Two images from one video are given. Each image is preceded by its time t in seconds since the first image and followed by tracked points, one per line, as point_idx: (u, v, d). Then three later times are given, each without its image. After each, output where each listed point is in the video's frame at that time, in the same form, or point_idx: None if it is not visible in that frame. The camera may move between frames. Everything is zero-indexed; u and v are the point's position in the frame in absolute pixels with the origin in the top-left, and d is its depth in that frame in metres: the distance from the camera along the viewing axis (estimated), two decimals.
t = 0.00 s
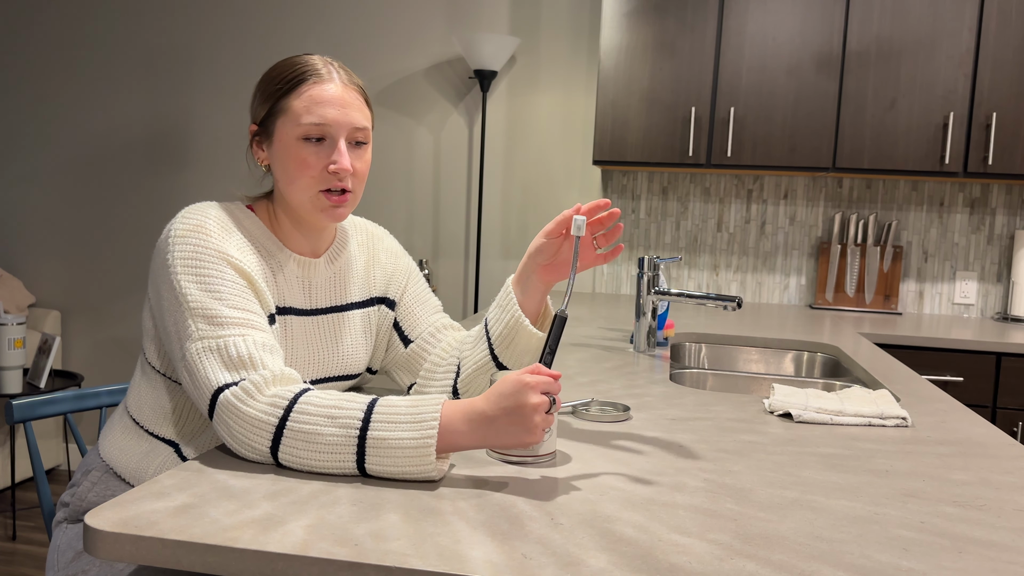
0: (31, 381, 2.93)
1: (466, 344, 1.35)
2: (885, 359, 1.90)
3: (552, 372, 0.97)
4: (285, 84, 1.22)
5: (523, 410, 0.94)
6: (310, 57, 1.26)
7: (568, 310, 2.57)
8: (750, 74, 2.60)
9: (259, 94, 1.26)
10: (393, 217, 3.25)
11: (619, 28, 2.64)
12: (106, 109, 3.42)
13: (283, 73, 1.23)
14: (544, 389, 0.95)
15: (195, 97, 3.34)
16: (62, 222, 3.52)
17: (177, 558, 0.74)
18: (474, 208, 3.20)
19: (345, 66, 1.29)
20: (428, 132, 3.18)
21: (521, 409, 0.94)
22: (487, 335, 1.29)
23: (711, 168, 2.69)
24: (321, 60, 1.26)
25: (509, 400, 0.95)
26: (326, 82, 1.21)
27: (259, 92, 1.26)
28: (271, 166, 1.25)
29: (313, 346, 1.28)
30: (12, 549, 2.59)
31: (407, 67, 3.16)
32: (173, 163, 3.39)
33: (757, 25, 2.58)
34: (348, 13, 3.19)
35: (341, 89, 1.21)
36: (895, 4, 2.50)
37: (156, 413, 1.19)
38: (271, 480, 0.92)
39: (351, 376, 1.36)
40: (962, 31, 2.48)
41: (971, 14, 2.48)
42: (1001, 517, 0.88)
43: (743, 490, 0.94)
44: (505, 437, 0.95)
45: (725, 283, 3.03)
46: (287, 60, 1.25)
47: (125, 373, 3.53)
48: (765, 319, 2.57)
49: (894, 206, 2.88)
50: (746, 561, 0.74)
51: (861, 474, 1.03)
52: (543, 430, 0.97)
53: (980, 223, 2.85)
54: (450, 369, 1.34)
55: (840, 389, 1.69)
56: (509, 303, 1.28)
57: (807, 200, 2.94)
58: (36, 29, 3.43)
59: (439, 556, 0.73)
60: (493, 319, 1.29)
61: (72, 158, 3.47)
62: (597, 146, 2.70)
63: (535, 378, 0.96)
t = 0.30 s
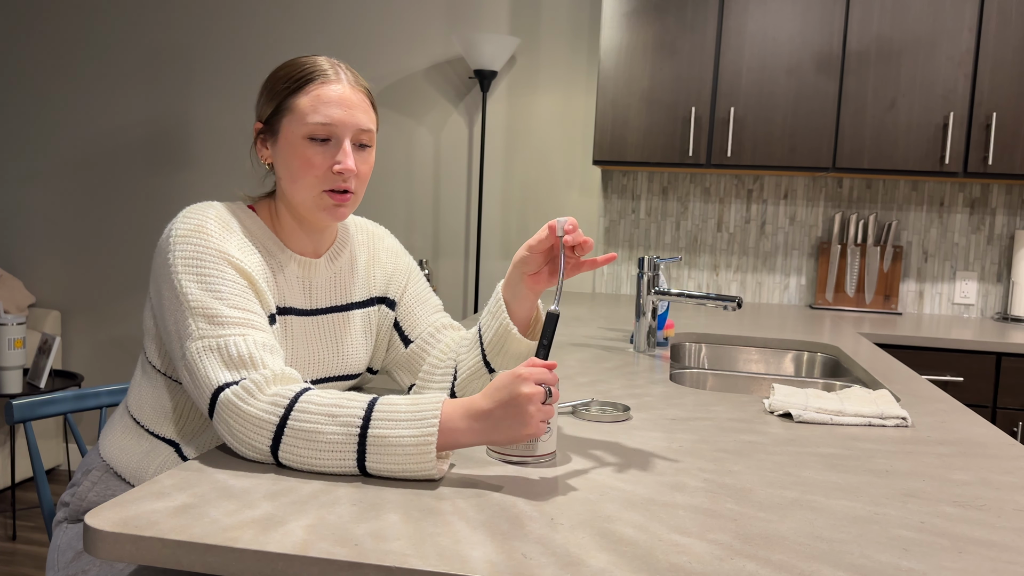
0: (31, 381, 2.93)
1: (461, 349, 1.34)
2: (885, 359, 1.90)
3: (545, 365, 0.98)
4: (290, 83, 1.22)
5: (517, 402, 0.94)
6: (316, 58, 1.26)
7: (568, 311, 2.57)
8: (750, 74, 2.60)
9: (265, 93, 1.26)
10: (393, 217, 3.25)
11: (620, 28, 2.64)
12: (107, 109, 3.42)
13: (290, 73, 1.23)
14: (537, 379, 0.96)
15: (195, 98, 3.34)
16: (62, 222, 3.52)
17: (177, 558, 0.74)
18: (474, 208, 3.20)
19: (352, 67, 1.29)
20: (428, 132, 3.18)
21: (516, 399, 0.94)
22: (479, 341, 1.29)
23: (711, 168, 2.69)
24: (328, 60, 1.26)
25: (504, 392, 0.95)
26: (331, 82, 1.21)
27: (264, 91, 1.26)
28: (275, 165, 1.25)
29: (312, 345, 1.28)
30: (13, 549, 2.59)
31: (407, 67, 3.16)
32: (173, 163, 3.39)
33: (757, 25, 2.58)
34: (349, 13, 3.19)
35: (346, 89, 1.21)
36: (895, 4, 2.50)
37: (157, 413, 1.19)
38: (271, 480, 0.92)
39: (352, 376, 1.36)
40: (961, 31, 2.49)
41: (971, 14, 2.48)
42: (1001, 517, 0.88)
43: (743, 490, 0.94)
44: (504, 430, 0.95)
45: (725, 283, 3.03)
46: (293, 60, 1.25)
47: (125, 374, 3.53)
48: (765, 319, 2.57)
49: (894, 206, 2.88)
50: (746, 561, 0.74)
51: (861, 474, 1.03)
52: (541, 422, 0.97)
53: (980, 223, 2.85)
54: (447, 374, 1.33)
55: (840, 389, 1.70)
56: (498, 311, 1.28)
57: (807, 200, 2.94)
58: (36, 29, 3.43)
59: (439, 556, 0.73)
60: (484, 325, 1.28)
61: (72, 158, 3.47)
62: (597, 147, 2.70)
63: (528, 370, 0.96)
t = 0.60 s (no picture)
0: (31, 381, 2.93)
1: (466, 344, 1.36)
2: (885, 360, 1.90)
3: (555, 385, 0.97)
4: (284, 82, 1.21)
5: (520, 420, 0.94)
6: (310, 56, 1.25)
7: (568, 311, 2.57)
8: (750, 74, 2.60)
9: (257, 93, 1.25)
10: (393, 217, 3.25)
11: (620, 29, 2.64)
12: (107, 109, 3.42)
13: (284, 72, 1.23)
14: (543, 396, 0.95)
15: (195, 98, 3.34)
16: (62, 222, 3.52)
17: (177, 558, 0.74)
18: (474, 208, 3.20)
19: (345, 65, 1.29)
20: (428, 132, 3.18)
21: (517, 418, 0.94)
22: (488, 335, 1.30)
23: (711, 168, 2.69)
24: (321, 59, 1.26)
25: (507, 409, 0.95)
26: (327, 81, 1.21)
27: (258, 90, 1.25)
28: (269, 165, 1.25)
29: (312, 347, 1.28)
30: (13, 549, 2.59)
31: (407, 67, 3.16)
32: (173, 163, 3.39)
33: (757, 25, 2.58)
34: (349, 13, 3.19)
35: (342, 89, 1.21)
36: (895, 4, 2.50)
37: (156, 413, 1.19)
38: (271, 480, 0.92)
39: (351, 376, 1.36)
40: (961, 31, 2.48)
41: (971, 14, 2.47)
42: (1001, 517, 0.88)
43: (743, 490, 0.94)
44: (502, 443, 0.95)
45: (725, 283, 3.03)
46: (286, 60, 1.25)
47: (125, 374, 3.53)
48: (766, 319, 2.56)
49: (894, 206, 2.88)
50: (747, 561, 0.74)
51: (861, 474, 1.03)
52: (542, 442, 0.95)
53: (980, 223, 2.85)
54: (449, 370, 1.34)
55: (840, 389, 1.69)
56: (512, 300, 1.29)
57: (807, 200, 2.94)
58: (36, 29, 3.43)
59: (439, 556, 0.73)
60: (495, 316, 1.30)
61: (72, 158, 3.47)
62: (597, 147, 2.70)
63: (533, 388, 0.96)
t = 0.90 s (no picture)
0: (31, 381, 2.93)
1: (473, 339, 1.35)
2: (885, 359, 1.90)
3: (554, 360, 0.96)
4: (279, 84, 1.22)
5: (522, 405, 0.96)
6: (304, 57, 1.25)
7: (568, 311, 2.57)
8: (750, 74, 2.60)
9: (253, 95, 1.26)
10: (393, 217, 3.25)
11: (620, 29, 2.64)
12: (107, 109, 3.42)
13: (277, 74, 1.23)
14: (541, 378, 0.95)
15: (195, 98, 3.34)
16: (62, 222, 3.52)
17: (177, 558, 0.74)
18: (474, 208, 3.20)
19: (339, 66, 1.29)
20: (428, 132, 3.18)
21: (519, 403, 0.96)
22: (500, 327, 1.28)
23: (711, 168, 2.69)
24: (315, 60, 1.26)
25: (507, 394, 0.96)
26: (321, 82, 1.21)
27: (253, 92, 1.26)
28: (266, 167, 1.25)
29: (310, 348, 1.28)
30: (13, 549, 2.59)
31: (407, 67, 3.16)
32: (173, 163, 3.39)
33: (757, 25, 2.58)
34: (349, 14, 3.19)
35: (338, 89, 1.21)
36: (895, 4, 2.50)
37: (157, 412, 1.19)
38: (271, 480, 0.92)
39: (352, 375, 1.36)
40: (962, 31, 2.48)
41: (971, 14, 2.47)
42: (1001, 517, 0.88)
43: (743, 490, 0.94)
44: (503, 430, 0.97)
45: (725, 283, 3.03)
46: (280, 62, 1.25)
47: (125, 373, 3.53)
48: (766, 319, 2.57)
49: (894, 206, 2.88)
50: (747, 561, 0.74)
51: (861, 474, 1.03)
52: (545, 422, 0.98)
53: (980, 223, 2.85)
54: (454, 368, 1.34)
55: (840, 389, 1.70)
56: (528, 294, 1.26)
57: (807, 200, 2.94)
58: (36, 29, 3.43)
59: (439, 556, 0.73)
60: (508, 311, 1.28)
61: (73, 158, 3.48)
62: (597, 147, 2.70)
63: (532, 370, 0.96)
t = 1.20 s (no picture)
0: (31, 381, 2.93)
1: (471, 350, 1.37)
2: (885, 360, 1.90)
3: (547, 340, 0.97)
4: (286, 84, 1.21)
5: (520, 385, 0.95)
6: (312, 57, 1.25)
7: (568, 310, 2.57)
8: (750, 74, 2.60)
9: (258, 93, 1.25)
10: (393, 217, 3.25)
11: (620, 28, 2.64)
12: (107, 109, 3.42)
13: (285, 73, 1.22)
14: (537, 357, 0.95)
15: (195, 98, 3.34)
16: (63, 222, 3.52)
17: (177, 558, 0.74)
18: (474, 208, 3.19)
19: (346, 66, 1.29)
20: (428, 132, 3.18)
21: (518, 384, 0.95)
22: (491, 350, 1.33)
23: (711, 168, 2.69)
24: (322, 60, 1.26)
25: (505, 377, 0.95)
26: (329, 83, 1.21)
27: (260, 91, 1.25)
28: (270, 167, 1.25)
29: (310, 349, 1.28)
30: (13, 549, 2.59)
31: (407, 67, 3.16)
32: (173, 162, 3.39)
33: (757, 25, 2.58)
34: (349, 14, 3.19)
35: (345, 91, 1.21)
36: (895, 4, 2.50)
37: (157, 412, 1.19)
38: (271, 480, 0.92)
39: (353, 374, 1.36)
40: (961, 31, 2.48)
41: (971, 14, 2.47)
42: (1001, 517, 0.88)
43: (743, 490, 0.94)
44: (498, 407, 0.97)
45: (725, 283, 3.03)
46: (287, 61, 1.25)
47: (125, 373, 3.53)
48: (765, 319, 2.57)
49: (894, 206, 2.88)
50: (747, 561, 0.74)
51: (861, 474, 1.03)
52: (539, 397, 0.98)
53: (980, 223, 2.85)
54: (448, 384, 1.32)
55: (839, 389, 1.70)
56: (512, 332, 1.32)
57: (807, 200, 2.94)
58: (36, 29, 3.43)
59: (439, 556, 0.73)
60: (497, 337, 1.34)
61: (73, 158, 3.47)
62: (597, 147, 2.70)
63: (525, 349, 0.95)
